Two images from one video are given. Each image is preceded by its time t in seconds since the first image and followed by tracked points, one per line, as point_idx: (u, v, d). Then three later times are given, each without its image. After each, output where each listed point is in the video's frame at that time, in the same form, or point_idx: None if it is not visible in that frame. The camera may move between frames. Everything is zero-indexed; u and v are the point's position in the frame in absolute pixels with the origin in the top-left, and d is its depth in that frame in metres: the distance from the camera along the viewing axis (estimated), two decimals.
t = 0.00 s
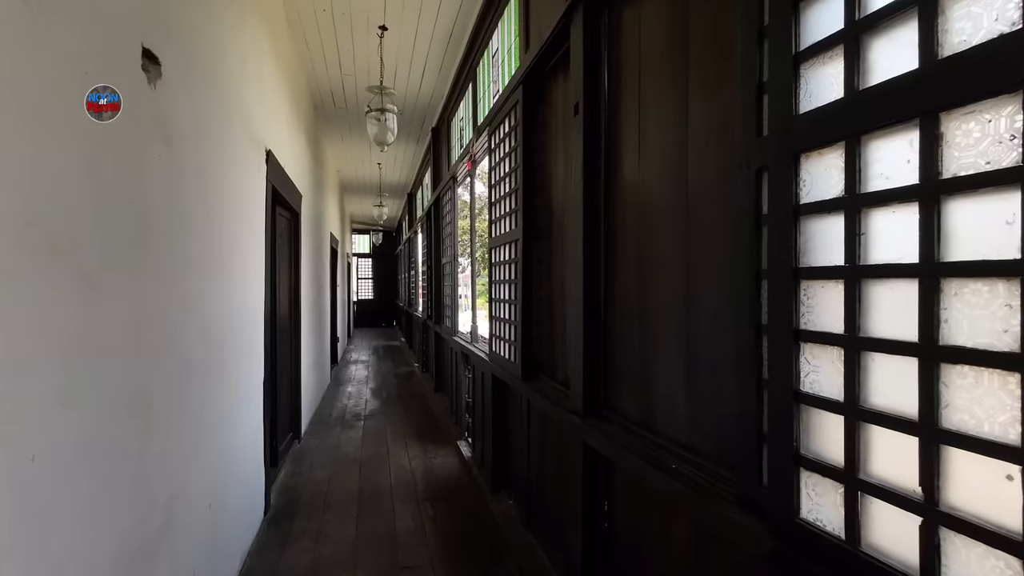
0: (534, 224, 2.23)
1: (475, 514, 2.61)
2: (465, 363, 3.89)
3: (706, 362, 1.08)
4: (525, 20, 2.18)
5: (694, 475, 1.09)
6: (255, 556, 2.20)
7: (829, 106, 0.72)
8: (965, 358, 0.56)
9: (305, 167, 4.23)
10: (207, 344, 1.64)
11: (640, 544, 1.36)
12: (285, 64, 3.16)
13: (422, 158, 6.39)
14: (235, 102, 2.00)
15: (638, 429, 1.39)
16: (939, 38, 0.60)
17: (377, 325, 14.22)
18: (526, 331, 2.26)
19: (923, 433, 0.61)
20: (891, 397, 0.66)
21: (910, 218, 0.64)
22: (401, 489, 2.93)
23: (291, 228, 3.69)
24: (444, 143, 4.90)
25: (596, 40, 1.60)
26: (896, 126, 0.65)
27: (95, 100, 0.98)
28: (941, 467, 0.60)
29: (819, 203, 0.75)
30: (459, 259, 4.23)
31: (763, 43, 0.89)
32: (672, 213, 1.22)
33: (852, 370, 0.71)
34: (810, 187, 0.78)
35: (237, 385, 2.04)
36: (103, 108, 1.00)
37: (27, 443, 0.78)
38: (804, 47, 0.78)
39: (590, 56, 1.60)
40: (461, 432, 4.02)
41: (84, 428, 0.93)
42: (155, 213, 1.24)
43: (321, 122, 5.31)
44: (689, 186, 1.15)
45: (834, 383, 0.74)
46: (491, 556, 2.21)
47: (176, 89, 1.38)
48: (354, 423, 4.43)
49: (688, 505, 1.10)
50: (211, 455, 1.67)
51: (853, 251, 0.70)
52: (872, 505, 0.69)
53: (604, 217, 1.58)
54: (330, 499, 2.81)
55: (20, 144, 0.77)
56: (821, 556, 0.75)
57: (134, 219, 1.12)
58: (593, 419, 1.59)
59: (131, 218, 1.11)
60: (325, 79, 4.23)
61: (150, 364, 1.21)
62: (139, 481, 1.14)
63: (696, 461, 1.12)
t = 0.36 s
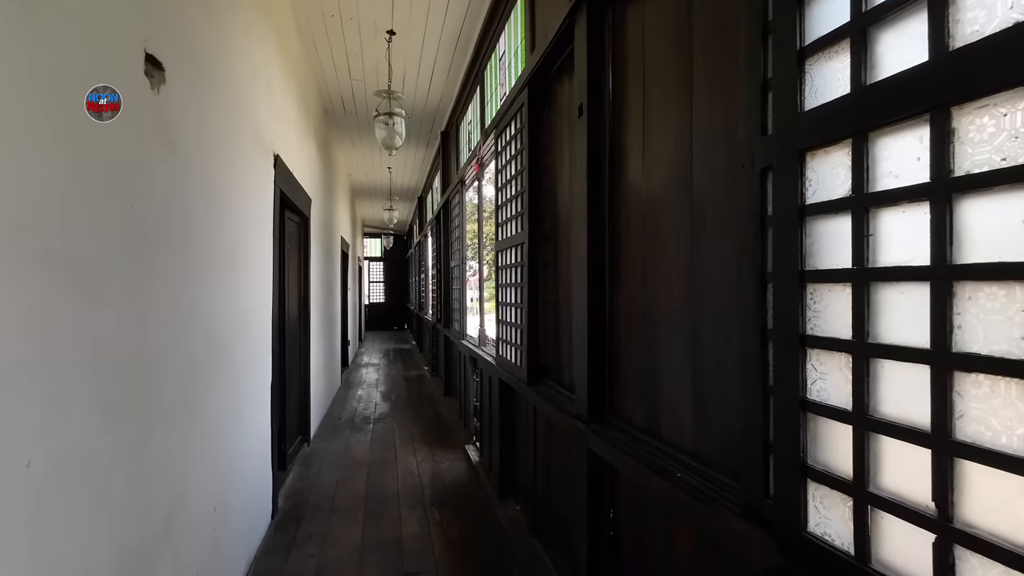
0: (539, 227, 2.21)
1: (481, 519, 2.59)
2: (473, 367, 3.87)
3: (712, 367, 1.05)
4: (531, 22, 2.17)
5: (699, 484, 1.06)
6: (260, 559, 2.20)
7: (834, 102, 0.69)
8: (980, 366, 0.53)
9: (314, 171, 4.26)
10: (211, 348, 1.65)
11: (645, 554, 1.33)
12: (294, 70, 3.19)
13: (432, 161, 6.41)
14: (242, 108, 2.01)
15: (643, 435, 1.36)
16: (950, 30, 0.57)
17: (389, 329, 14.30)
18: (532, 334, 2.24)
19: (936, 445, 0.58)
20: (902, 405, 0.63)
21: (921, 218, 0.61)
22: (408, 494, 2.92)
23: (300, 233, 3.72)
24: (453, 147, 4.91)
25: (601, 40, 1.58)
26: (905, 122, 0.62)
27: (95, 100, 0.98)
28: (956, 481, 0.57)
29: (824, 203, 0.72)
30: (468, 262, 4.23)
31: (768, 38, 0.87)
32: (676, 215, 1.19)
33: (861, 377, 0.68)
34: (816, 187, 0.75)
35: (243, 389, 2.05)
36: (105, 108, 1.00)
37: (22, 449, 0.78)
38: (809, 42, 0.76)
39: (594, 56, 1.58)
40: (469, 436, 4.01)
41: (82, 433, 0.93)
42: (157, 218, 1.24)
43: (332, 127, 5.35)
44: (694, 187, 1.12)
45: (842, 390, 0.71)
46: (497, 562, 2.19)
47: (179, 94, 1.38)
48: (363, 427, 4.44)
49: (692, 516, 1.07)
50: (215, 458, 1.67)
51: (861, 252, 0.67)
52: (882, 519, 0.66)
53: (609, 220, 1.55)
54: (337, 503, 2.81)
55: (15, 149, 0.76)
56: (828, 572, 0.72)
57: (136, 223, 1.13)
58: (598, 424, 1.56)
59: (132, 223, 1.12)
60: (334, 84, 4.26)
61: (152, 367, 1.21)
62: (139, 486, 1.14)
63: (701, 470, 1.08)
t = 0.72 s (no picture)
0: (551, 230, 2.20)
1: (494, 524, 2.58)
2: (487, 370, 3.87)
3: (724, 372, 1.03)
4: (542, 25, 2.17)
5: (711, 492, 1.04)
6: (275, 561, 2.22)
7: (846, 98, 0.67)
8: (1001, 372, 0.51)
9: (331, 176, 4.32)
10: (226, 351, 1.67)
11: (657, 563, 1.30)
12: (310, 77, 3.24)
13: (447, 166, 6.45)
14: (258, 114, 2.05)
15: (655, 441, 1.34)
16: (967, 21, 0.55)
17: (405, 332, 14.40)
18: (544, 338, 2.23)
19: (955, 455, 0.56)
20: (920, 413, 0.60)
21: (937, 217, 0.58)
22: (421, 497, 2.93)
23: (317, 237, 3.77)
24: (467, 151, 4.93)
25: (611, 41, 1.56)
26: (921, 118, 0.60)
27: (95, 100, 0.96)
28: (977, 493, 0.54)
29: (837, 203, 0.70)
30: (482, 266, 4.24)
31: (778, 35, 0.85)
32: (688, 216, 1.17)
33: (876, 383, 0.65)
34: (828, 187, 0.73)
35: (258, 392, 2.08)
36: (104, 108, 0.98)
37: (35, 450, 0.80)
38: (820, 38, 0.74)
39: (605, 58, 1.57)
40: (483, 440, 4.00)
41: (94, 434, 0.95)
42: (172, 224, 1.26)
43: (348, 133, 5.42)
44: (705, 188, 1.10)
45: (857, 397, 0.68)
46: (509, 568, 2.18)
47: (194, 101, 1.41)
48: (378, 429, 4.47)
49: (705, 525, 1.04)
50: (229, 460, 1.70)
51: (876, 254, 0.65)
52: (900, 532, 0.63)
53: (620, 223, 1.54)
54: (351, 505, 2.83)
55: (25, 155, 0.78)
56: None
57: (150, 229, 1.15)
58: (609, 430, 1.54)
59: (147, 228, 1.14)
60: (350, 90, 4.32)
61: (165, 370, 1.23)
62: (152, 487, 1.16)
63: (714, 478, 1.06)
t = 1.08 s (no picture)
0: (567, 233, 2.19)
1: (510, 529, 2.57)
2: (503, 374, 3.87)
3: (743, 377, 1.01)
4: (558, 27, 2.16)
5: (730, 500, 1.01)
6: (293, 561, 2.25)
7: (871, 95, 0.65)
8: None
9: (349, 181, 4.38)
10: (245, 353, 1.70)
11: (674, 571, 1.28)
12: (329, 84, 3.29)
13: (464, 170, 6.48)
14: (278, 120, 2.09)
15: (672, 447, 1.31)
16: (997, 13, 0.53)
17: (423, 335, 14.50)
18: (560, 341, 2.22)
19: (988, 467, 0.53)
20: (951, 422, 0.58)
21: (968, 218, 0.56)
22: (437, 500, 2.93)
23: (335, 241, 3.83)
24: (483, 154, 4.94)
25: (627, 43, 1.55)
26: (949, 115, 0.57)
27: (95, 100, 0.91)
28: (1012, 508, 0.52)
29: (862, 203, 0.67)
30: (498, 269, 4.24)
31: (798, 33, 0.82)
32: (706, 218, 1.15)
33: (904, 390, 0.63)
34: (852, 186, 0.70)
35: (277, 394, 2.11)
36: (102, 107, 0.93)
37: (60, 449, 0.82)
38: (843, 33, 0.72)
39: (621, 59, 1.55)
40: (499, 443, 4.00)
41: (116, 434, 0.96)
42: (193, 229, 1.29)
43: (367, 138, 5.49)
44: (723, 190, 1.08)
45: (882, 404, 0.66)
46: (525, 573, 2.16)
47: (215, 109, 1.44)
48: (396, 432, 4.50)
49: (724, 534, 1.02)
50: (248, 461, 1.72)
51: (903, 256, 0.63)
52: (930, 547, 0.61)
53: (637, 225, 1.52)
54: (369, 507, 2.84)
55: (51, 162, 0.80)
56: None
57: (171, 234, 1.17)
58: (625, 435, 1.52)
59: (168, 233, 1.16)
60: (368, 96, 4.37)
61: (186, 372, 1.25)
62: (173, 487, 1.18)
63: (733, 486, 1.03)
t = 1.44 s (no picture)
0: (582, 235, 2.18)
1: (524, 532, 2.56)
2: (518, 376, 3.86)
3: (761, 382, 0.99)
4: (573, 29, 2.16)
5: (748, 508, 0.99)
6: (310, 561, 2.27)
7: (892, 94, 0.63)
8: None
9: (366, 185, 4.42)
10: (264, 355, 1.72)
11: None
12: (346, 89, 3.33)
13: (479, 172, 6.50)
14: (296, 125, 2.12)
15: (689, 453, 1.29)
16: None
17: (438, 337, 14.57)
18: (575, 344, 2.21)
19: (1017, 478, 0.51)
20: (979, 430, 0.56)
21: (996, 219, 0.54)
22: (452, 503, 2.93)
23: (352, 244, 3.87)
24: (498, 157, 4.95)
25: (642, 43, 1.54)
26: (975, 114, 0.56)
27: (94, 100, 0.88)
28: None
29: (884, 205, 0.66)
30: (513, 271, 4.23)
31: (817, 30, 0.80)
32: (722, 220, 1.13)
33: (929, 397, 0.61)
34: (874, 187, 0.69)
35: (295, 395, 2.13)
36: (102, 107, 0.89)
37: (82, 449, 0.84)
38: (864, 30, 0.70)
39: (636, 60, 1.54)
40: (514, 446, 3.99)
41: (136, 434, 0.98)
42: (213, 233, 1.32)
43: (383, 141, 5.55)
44: (740, 191, 1.06)
45: (906, 411, 0.64)
46: None
47: (235, 114, 1.47)
48: (412, 433, 4.52)
49: (742, 542, 1.00)
50: (266, 462, 1.74)
51: (928, 258, 0.61)
52: (958, 560, 0.59)
53: (652, 227, 1.50)
54: (384, 508, 2.86)
55: (75, 169, 0.82)
56: None
57: (191, 238, 1.20)
58: (641, 440, 1.50)
59: (189, 237, 1.19)
60: (385, 100, 4.42)
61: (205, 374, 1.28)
62: (192, 488, 1.20)
63: (751, 493, 1.01)
